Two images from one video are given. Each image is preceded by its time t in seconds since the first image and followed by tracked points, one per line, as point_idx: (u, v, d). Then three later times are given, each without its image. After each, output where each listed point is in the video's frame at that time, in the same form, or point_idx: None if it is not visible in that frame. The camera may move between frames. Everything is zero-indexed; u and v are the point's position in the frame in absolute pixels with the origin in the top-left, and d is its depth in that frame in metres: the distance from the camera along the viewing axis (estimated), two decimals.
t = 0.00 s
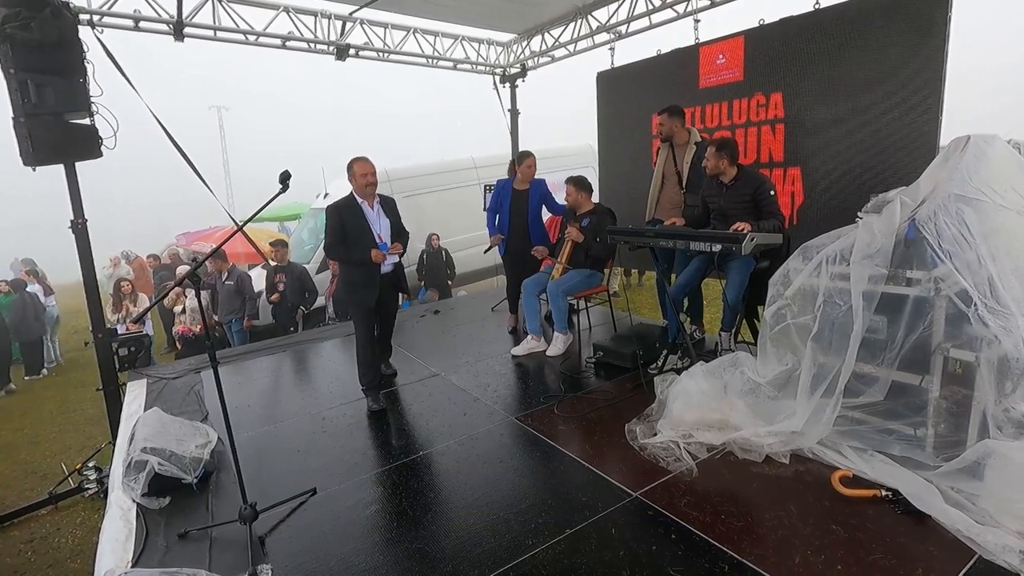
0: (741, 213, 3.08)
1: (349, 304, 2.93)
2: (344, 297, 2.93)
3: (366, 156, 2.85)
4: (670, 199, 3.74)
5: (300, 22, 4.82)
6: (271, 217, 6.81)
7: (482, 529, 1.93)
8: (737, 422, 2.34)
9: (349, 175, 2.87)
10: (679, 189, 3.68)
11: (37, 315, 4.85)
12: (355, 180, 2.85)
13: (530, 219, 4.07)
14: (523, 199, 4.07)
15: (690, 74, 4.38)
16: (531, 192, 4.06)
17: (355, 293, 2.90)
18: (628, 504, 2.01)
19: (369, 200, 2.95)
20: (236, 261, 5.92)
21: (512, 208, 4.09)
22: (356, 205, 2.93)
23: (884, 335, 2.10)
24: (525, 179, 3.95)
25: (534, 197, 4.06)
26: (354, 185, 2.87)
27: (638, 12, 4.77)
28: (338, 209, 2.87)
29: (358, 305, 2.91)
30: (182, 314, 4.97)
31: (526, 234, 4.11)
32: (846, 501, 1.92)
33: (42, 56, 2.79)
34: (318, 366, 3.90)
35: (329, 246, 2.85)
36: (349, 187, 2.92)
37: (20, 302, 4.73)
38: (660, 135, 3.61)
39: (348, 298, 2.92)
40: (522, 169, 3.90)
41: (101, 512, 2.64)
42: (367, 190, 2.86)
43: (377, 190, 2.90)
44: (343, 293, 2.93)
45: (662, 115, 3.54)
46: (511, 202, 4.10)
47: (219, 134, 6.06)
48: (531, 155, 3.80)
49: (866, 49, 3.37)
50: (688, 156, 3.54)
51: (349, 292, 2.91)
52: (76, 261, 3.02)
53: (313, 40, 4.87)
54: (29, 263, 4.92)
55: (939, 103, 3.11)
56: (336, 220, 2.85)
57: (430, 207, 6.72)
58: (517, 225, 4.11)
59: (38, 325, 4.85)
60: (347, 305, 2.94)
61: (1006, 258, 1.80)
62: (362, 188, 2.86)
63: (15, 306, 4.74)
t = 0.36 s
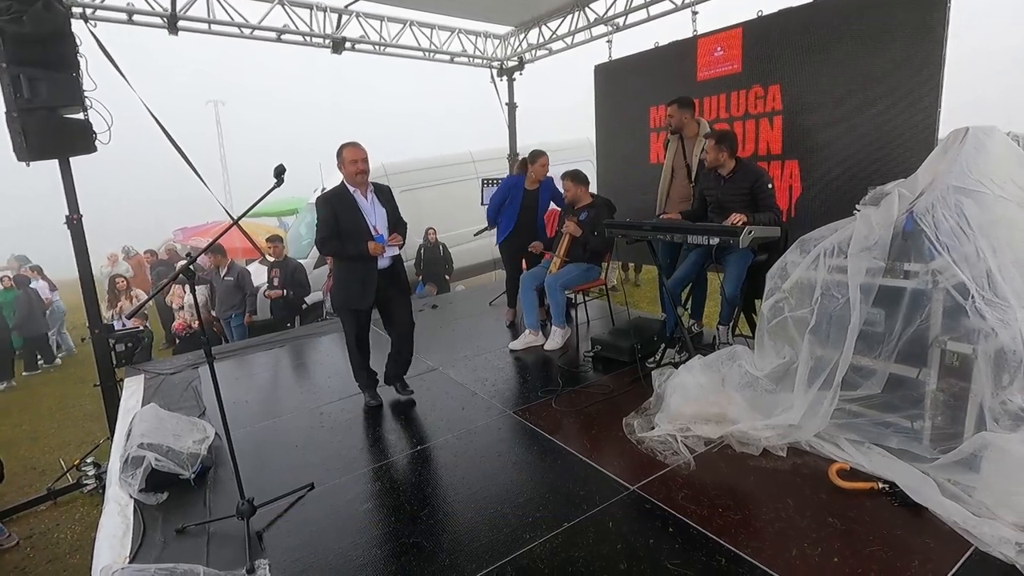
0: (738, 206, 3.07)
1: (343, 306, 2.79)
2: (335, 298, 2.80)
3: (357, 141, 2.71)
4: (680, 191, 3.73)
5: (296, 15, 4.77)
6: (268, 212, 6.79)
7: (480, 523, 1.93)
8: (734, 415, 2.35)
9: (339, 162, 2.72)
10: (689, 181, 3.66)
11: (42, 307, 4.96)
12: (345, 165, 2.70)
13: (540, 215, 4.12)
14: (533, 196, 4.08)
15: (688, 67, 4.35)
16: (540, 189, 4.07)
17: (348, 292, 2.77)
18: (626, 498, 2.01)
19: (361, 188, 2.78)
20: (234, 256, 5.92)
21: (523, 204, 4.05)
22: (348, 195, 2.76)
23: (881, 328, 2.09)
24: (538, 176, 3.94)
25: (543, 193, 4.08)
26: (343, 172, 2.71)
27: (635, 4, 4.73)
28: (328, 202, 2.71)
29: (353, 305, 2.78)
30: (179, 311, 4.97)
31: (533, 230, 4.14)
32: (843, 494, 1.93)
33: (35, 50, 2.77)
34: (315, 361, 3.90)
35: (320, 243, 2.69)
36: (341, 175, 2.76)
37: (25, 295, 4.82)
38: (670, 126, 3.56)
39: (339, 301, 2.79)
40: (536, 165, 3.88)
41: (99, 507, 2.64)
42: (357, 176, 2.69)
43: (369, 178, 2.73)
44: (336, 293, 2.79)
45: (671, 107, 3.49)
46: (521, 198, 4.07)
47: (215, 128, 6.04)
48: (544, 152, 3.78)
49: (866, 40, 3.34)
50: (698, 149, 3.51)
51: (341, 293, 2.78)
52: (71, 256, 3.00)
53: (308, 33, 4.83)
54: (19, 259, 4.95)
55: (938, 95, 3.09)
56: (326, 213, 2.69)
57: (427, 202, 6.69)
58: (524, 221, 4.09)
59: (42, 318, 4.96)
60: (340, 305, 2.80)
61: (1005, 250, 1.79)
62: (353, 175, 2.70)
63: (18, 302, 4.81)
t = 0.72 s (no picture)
0: (731, 209, 3.08)
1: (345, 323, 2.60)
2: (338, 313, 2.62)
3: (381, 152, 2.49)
4: (678, 195, 3.74)
5: (289, 19, 4.78)
6: (261, 216, 6.77)
7: (474, 528, 1.93)
8: (728, 418, 2.35)
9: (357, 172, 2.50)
10: (688, 185, 3.66)
11: (37, 310, 5.16)
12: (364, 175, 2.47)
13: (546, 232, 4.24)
14: (542, 212, 4.19)
15: (680, 71, 4.38)
16: (548, 208, 4.20)
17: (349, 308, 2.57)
18: (620, 502, 2.01)
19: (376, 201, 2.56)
20: (227, 260, 5.91)
21: (529, 217, 4.14)
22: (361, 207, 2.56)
23: (873, 330, 2.11)
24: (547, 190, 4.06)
25: (552, 211, 4.22)
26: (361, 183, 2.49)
27: (628, 9, 4.74)
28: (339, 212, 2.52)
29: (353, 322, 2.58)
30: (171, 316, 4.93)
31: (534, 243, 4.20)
32: (836, 496, 1.93)
33: (26, 54, 2.75)
34: (309, 366, 3.88)
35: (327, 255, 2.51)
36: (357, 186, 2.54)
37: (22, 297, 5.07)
38: (670, 131, 3.59)
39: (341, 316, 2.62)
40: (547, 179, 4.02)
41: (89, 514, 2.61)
42: (375, 188, 2.47)
43: (387, 192, 2.50)
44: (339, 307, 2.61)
45: (670, 111, 3.51)
46: (529, 213, 4.17)
47: (208, 132, 6.02)
48: (558, 169, 3.94)
49: (856, 45, 3.37)
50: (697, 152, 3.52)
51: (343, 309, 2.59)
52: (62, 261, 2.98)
53: (302, 38, 4.83)
54: (14, 263, 5.12)
55: (927, 100, 3.12)
56: (335, 225, 2.51)
57: (421, 206, 6.69)
58: (527, 234, 4.17)
59: (38, 321, 5.15)
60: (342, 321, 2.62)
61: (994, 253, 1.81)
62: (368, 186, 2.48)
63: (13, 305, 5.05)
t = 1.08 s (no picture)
0: (731, 207, 3.08)
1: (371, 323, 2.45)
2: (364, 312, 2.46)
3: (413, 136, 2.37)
4: (677, 195, 3.74)
5: (288, 16, 4.76)
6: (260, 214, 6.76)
7: (473, 525, 1.93)
8: (726, 416, 2.36)
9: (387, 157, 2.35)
10: (687, 183, 3.66)
11: (34, 309, 5.11)
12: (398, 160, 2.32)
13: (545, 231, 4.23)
14: (541, 211, 4.18)
15: (679, 69, 4.39)
16: (548, 207, 4.20)
17: (379, 305, 2.41)
18: (619, 499, 2.01)
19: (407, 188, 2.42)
20: (225, 258, 5.90)
21: (529, 215, 4.14)
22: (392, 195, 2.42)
23: (872, 328, 2.11)
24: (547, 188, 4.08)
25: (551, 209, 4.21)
26: (395, 168, 2.35)
27: (627, 7, 4.74)
28: (367, 202, 2.38)
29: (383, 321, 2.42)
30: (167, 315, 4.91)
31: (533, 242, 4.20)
32: (834, 493, 1.94)
33: (23, 51, 2.74)
34: (308, 364, 3.88)
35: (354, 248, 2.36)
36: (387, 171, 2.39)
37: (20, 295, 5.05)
38: (667, 129, 3.59)
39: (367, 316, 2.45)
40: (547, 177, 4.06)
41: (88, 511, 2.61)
42: (410, 174, 2.34)
43: (422, 179, 2.39)
44: (365, 306, 2.45)
45: (666, 110, 3.52)
46: (529, 211, 4.16)
47: (207, 129, 6.02)
48: (558, 167, 3.94)
49: (856, 42, 3.37)
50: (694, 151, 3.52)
51: (371, 308, 2.44)
52: (60, 259, 2.97)
53: (300, 35, 4.82)
54: (12, 262, 5.16)
55: (926, 98, 3.12)
56: (365, 215, 2.35)
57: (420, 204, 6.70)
58: (526, 233, 4.17)
59: (32, 319, 5.12)
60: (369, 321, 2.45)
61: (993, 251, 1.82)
62: (404, 172, 2.35)
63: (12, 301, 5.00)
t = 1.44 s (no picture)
0: (733, 209, 3.08)
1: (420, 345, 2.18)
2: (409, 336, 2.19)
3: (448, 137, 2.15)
4: (678, 196, 3.74)
5: (291, 17, 4.77)
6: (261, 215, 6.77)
7: (476, 526, 1.93)
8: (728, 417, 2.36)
9: (423, 163, 2.12)
10: (688, 185, 3.67)
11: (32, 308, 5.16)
12: (436, 167, 2.11)
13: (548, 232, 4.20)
14: (544, 213, 4.16)
15: (682, 70, 4.39)
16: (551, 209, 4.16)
17: (430, 326, 2.16)
18: (622, 501, 2.01)
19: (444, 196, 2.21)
20: (228, 258, 5.91)
21: (531, 217, 4.15)
22: (431, 204, 2.17)
23: (874, 330, 2.11)
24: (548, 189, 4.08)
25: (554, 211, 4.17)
26: (432, 176, 2.13)
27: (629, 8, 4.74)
28: (410, 214, 2.11)
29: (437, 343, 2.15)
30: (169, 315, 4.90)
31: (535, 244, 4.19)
32: (836, 495, 1.94)
33: (27, 52, 2.74)
34: (309, 364, 3.88)
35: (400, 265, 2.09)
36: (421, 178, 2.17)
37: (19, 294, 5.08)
38: (669, 130, 3.60)
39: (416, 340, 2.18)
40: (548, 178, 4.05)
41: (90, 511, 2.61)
42: (451, 182, 2.14)
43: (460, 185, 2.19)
44: (412, 329, 2.18)
45: (668, 111, 3.54)
46: (531, 213, 4.16)
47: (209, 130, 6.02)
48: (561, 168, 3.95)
49: (859, 44, 3.37)
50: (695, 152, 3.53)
51: (420, 330, 2.17)
52: (63, 259, 2.97)
53: (303, 36, 4.82)
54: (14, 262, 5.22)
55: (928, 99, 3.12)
56: (410, 228, 2.09)
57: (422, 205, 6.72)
58: (528, 235, 4.16)
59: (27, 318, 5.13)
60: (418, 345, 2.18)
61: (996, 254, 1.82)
62: (443, 180, 2.14)
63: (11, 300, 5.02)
